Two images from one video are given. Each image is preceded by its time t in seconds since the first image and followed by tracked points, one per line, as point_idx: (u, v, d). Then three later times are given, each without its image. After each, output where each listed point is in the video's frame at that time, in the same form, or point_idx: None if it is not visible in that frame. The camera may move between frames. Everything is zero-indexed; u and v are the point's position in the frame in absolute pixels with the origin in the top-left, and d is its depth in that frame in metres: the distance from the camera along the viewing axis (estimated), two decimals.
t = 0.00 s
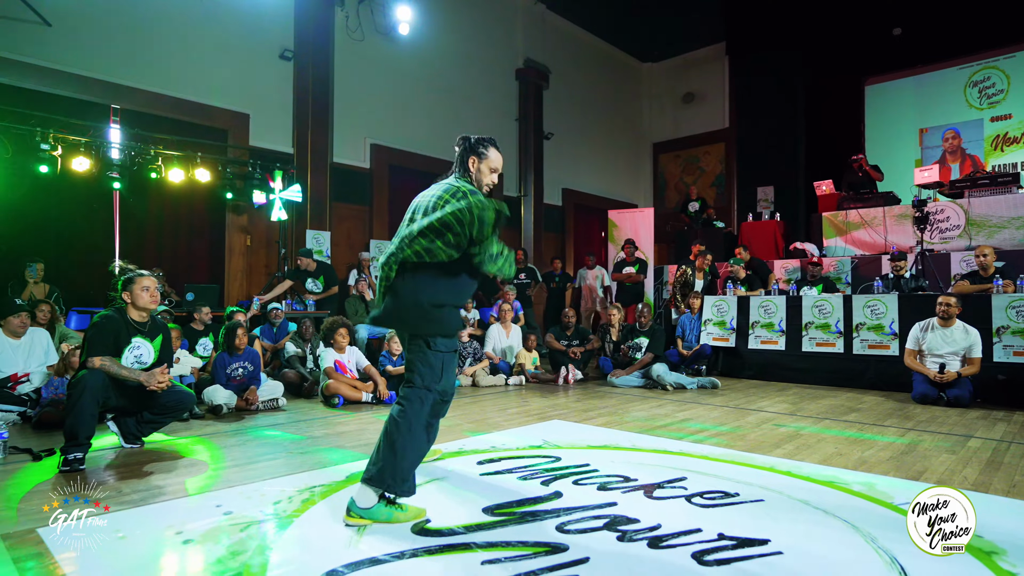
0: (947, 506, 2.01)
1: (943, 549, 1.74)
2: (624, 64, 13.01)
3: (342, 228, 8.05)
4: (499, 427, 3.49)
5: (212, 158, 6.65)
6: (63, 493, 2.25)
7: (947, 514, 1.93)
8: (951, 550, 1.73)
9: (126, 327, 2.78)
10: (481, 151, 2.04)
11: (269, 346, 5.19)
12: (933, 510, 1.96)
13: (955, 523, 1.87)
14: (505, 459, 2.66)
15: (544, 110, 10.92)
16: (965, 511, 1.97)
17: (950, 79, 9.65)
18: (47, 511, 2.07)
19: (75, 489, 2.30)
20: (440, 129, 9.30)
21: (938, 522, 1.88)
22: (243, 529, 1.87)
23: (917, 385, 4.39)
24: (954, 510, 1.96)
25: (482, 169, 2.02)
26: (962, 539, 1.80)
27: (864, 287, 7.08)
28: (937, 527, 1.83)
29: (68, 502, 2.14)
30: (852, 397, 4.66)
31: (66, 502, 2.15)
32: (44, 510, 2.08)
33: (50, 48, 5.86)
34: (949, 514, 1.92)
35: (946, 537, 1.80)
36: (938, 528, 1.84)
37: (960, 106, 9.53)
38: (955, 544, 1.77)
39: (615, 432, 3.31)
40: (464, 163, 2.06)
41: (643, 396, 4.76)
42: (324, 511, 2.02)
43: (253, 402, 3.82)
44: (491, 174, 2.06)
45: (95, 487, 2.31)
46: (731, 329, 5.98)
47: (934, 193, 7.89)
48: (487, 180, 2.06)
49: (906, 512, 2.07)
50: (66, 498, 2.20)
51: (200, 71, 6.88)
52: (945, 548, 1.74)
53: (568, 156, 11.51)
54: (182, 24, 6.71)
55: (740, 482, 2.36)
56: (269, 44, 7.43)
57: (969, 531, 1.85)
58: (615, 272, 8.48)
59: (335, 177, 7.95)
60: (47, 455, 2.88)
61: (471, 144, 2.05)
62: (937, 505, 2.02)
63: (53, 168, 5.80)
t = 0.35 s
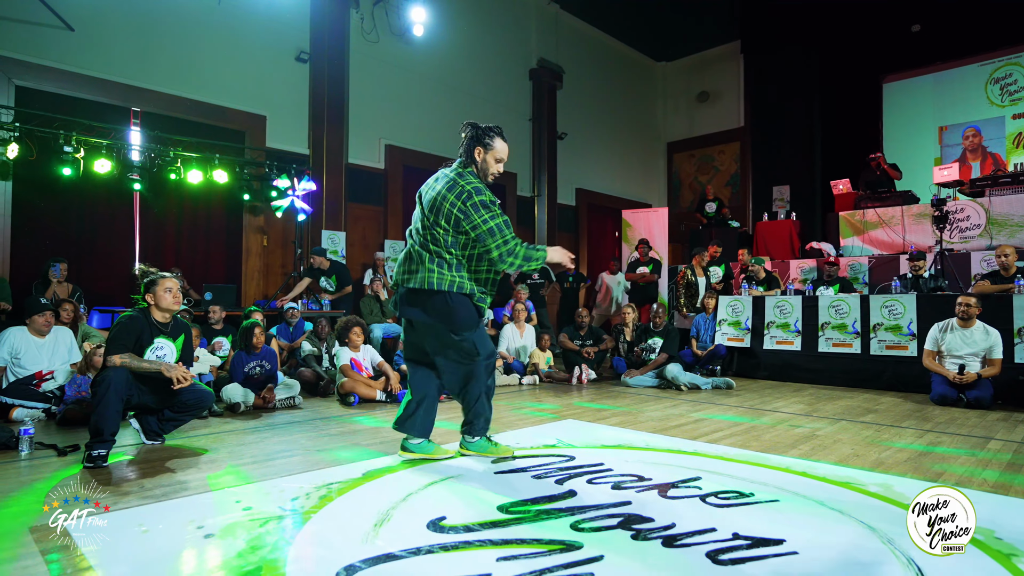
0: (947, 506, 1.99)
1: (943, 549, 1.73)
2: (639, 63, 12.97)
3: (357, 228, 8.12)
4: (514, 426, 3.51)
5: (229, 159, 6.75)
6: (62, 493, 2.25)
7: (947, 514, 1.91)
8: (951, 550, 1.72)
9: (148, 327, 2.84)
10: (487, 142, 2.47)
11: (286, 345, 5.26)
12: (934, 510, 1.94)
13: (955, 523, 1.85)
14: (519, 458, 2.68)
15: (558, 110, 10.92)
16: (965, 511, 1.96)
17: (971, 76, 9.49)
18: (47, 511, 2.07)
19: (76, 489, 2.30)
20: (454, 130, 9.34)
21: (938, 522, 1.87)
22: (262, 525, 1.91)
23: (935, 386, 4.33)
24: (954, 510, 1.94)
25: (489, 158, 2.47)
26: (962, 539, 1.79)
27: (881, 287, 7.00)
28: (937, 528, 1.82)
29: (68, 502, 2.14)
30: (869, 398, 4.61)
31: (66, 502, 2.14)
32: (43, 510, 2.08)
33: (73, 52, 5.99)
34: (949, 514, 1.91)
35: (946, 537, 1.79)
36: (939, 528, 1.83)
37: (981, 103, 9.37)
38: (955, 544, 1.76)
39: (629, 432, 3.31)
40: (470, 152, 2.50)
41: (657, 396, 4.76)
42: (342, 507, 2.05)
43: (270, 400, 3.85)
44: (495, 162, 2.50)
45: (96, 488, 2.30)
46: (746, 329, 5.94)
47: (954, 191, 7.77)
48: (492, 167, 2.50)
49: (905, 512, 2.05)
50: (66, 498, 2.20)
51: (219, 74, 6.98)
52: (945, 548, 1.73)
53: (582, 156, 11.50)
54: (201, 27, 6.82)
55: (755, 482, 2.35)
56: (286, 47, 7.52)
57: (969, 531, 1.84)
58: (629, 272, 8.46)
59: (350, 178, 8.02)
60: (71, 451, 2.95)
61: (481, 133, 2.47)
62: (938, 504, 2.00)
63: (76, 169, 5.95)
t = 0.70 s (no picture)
0: (947, 506, 2.02)
1: (943, 549, 1.74)
2: (646, 63, 12.92)
3: (365, 229, 8.14)
4: (521, 426, 3.51)
5: (238, 160, 6.79)
6: (64, 493, 2.27)
7: (948, 514, 1.93)
8: (951, 550, 1.74)
9: (158, 328, 2.86)
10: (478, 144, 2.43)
11: (294, 345, 5.29)
12: (934, 510, 1.97)
13: (956, 523, 1.88)
14: (526, 459, 2.68)
15: (564, 110, 10.91)
16: (965, 511, 1.99)
17: (982, 75, 9.41)
18: (48, 511, 2.08)
19: (76, 489, 2.32)
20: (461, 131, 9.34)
21: (938, 521, 1.89)
22: (269, 524, 1.92)
23: (945, 388, 4.30)
24: (954, 510, 1.97)
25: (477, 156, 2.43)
26: (962, 539, 1.81)
27: (890, 287, 6.96)
28: (937, 528, 1.83)
29: (69, 502, 2.15)
30: (878, 399, 4.59)
31: (65, 502, 2.16)
32: (44, 509, 2.10)
33: (84, 54, 6.05)
34: (949, 514, 1.93)
35: (947, 537, 1.81)
36: (938, 528, 1.85)
37: (992, 103, 9.29)
38: (955, 544, 1.78)
39: (636, 433, 3.30)
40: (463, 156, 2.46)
41: (665, 397, 4.75)
42: (349, 507, 2.05)
43: (278, 399, 3.86)
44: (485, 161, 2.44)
45: (96, 488, 2.31)
46: (754, 330, 5.91)
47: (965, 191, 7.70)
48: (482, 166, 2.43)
49: (905, 511, 2.07)
50: (66, 498, 2.21)
51: (228, 75, 7.03)
52: (945, 548, 1.74)
53: (588, 157, 11.47)
54: (210, 29, 6.87)
55: (763, 484, 2.35)
56: (293, 48, 7.55)
57: (969, 531, 1.86)
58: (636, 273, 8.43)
59: (357, 178, 8.04)
60: (83, 450, 2.98)
61: (470, 136, 2.44)
62: (938, 504, 2.03)
63: (87, 171, 6.01)
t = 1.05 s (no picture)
0: (947, 506, 2.02)
1: (943, 549, 1.74)
2: (649, 62, 12.91)
3: (368, 229, 8.15)
4: (524, 426, 3.51)
5: (242, 160, 6.82)
6: (65, 493, 2.27)
7: (947, 514, 1.94)
8: (951, 550, 1.73)
9: (161, 327, 2.87)
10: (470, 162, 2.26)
11: (297, 344, 5.30)
12: (934, 510, 1.97)
13: (955, 523, 1.87)
14: (528, 459, 2.67)
15: (567, 110, 10.89)
16: (965, 511, 1.98)
17: (986, 74, 9.39)
18: (48, 511, 2.08)
19: (76, 490, 2.32)
20: (464, 130, 9.34)
21: (938, 522, 1.89)
22: (272, 524, 1.92)
23: (950, 388, 4.28)
24: (954, 510, 1.97)
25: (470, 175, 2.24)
26: (962, 539, 1.80)
27: (894, 287, 6.95)
28: (937, 528, 1.83)
29: (69, 503, 2.15)
30: (882, 399, 4.58)
31: (65, 503, 2.16)
32: (44, 510, 2.09)
33: (88, 55, 6.07)
34: (949, 514, 1.93)
35: (947, 537, 1.80)
36: (938, 528, 1.85)
37: (997, 102, 9.26)
38: (955, 544, 1.77)
39: (639, 433, 3.30)
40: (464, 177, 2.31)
41: (668, 397, 4.74)
42: (352, 507, 2.05)
43: (281, 400, 3.87)
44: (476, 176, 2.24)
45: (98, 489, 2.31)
46: (757, 330, 5.89)
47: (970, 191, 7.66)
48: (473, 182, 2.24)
49: (905, 512, 2.07)
50: (67, 498, 2.21)
51: (231, 75, 7.05)
52: (945, 548, 1.74)
53: (591, 156, 11.46)
54: (214, 30, 6.89)
55: (766, 484, 2.34)
56: (297, 48, 7.57)
57: (969, 531, 1.86)
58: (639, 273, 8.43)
59: (360, 178, 8.05)
60: (87, 450, 2.99)
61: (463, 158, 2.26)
62: (938, 504, 2.03)
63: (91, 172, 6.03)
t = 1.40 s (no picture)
0: (948, 506, 2.00)
1: (943, 549, 1.73)
2: (652, 61, 12.87)
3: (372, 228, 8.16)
4: (528, 425, 3.50)
5: (246, 158, 6.87)
6: (65, 492, 2.26)
7: (948, 514, 1.91)
8: (950, 549, 1.72)
9: (165, 325, 2.88)
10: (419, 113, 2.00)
11: (300, 343, 5.31)
12: (934, 510, 1.95)
13: (955, 523, 1.86)
14: (533, 458, 2.67)
15: (570, 109, 10.87)
16: (965, 511, 1.96)
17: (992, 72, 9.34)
18: (48, 510, 2.07)
19: (76, 489, 2.31)
20: (468, 129, 9.33)
21: (938, 521, 1.87)
22: (278, 521, 1.92)
23: (956, 387, 4.26)
24: (955, 510, 1.95)
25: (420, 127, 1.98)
26: (962, 539, 1.79)
27: (899, 286, 6.92)
28: (937, 528, 1.81)
29: (69, 502, 2.14)
30: (888, 398, 4.55)
31: (66, 503, 2.14)
32: (44, 509, 2.08)
33: (91, 53, 6.08)
34: (949, 514, 1.91)
35: (946, 537, 1.79)
36: (938, 528, 1.83)
37: (1003, 99, 9.19)
38: (955, 544, 1.76)
39: (644, 432, 3.29)
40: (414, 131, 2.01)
41: (672, 395, 4.73)
42: (357, 505, 2.05)
43: (284, 398, 3.97)
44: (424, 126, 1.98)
45: (96, 488, 2.30)
46: (762, 329, 5.87)
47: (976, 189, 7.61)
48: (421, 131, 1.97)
49: (905, 512, 2.05)
50: (67, 498, 2.20)
51: (235, 73, 7.06)
52: (944, 548, 1.73)
53: (594, 155, 11.44)
54: (217, 29, 6.90)
55: (772, 483, 2.33)
56: (300, 47, 7.58)
57: (969, 531, 1.84)
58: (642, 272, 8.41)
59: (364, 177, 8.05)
60: (93, 447, 2.99)
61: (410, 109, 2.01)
62: (938, 504, 2.01)
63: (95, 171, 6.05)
